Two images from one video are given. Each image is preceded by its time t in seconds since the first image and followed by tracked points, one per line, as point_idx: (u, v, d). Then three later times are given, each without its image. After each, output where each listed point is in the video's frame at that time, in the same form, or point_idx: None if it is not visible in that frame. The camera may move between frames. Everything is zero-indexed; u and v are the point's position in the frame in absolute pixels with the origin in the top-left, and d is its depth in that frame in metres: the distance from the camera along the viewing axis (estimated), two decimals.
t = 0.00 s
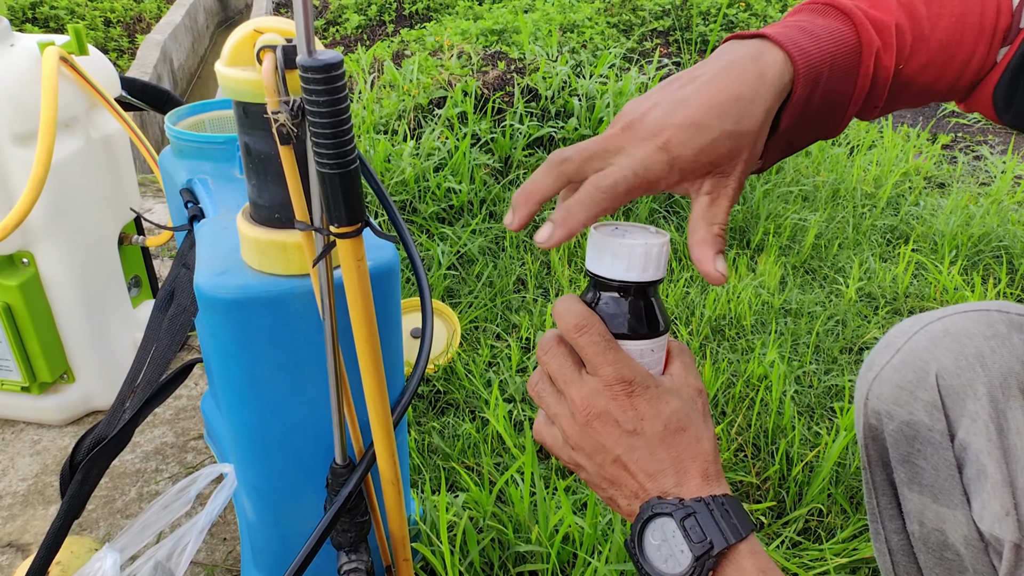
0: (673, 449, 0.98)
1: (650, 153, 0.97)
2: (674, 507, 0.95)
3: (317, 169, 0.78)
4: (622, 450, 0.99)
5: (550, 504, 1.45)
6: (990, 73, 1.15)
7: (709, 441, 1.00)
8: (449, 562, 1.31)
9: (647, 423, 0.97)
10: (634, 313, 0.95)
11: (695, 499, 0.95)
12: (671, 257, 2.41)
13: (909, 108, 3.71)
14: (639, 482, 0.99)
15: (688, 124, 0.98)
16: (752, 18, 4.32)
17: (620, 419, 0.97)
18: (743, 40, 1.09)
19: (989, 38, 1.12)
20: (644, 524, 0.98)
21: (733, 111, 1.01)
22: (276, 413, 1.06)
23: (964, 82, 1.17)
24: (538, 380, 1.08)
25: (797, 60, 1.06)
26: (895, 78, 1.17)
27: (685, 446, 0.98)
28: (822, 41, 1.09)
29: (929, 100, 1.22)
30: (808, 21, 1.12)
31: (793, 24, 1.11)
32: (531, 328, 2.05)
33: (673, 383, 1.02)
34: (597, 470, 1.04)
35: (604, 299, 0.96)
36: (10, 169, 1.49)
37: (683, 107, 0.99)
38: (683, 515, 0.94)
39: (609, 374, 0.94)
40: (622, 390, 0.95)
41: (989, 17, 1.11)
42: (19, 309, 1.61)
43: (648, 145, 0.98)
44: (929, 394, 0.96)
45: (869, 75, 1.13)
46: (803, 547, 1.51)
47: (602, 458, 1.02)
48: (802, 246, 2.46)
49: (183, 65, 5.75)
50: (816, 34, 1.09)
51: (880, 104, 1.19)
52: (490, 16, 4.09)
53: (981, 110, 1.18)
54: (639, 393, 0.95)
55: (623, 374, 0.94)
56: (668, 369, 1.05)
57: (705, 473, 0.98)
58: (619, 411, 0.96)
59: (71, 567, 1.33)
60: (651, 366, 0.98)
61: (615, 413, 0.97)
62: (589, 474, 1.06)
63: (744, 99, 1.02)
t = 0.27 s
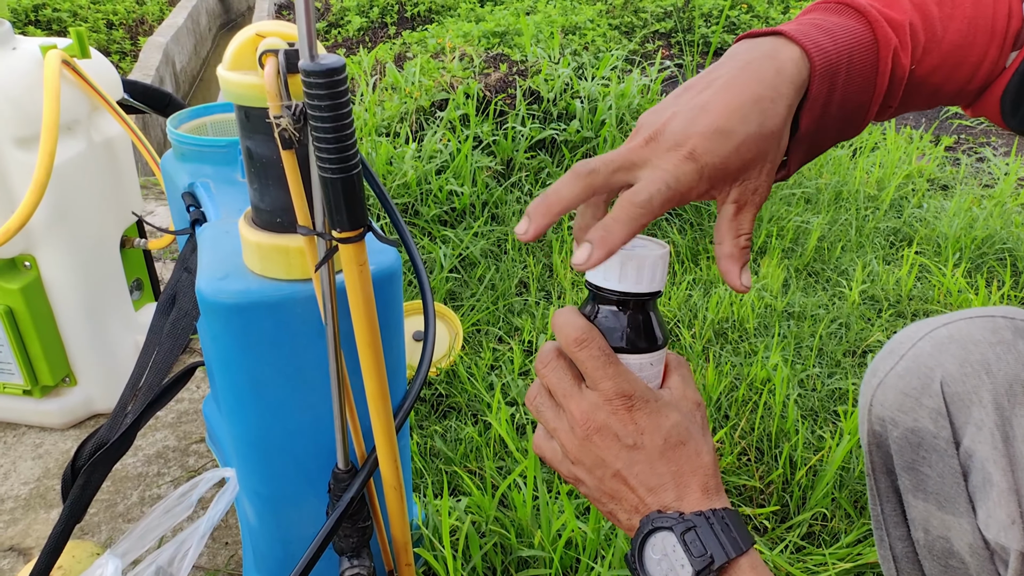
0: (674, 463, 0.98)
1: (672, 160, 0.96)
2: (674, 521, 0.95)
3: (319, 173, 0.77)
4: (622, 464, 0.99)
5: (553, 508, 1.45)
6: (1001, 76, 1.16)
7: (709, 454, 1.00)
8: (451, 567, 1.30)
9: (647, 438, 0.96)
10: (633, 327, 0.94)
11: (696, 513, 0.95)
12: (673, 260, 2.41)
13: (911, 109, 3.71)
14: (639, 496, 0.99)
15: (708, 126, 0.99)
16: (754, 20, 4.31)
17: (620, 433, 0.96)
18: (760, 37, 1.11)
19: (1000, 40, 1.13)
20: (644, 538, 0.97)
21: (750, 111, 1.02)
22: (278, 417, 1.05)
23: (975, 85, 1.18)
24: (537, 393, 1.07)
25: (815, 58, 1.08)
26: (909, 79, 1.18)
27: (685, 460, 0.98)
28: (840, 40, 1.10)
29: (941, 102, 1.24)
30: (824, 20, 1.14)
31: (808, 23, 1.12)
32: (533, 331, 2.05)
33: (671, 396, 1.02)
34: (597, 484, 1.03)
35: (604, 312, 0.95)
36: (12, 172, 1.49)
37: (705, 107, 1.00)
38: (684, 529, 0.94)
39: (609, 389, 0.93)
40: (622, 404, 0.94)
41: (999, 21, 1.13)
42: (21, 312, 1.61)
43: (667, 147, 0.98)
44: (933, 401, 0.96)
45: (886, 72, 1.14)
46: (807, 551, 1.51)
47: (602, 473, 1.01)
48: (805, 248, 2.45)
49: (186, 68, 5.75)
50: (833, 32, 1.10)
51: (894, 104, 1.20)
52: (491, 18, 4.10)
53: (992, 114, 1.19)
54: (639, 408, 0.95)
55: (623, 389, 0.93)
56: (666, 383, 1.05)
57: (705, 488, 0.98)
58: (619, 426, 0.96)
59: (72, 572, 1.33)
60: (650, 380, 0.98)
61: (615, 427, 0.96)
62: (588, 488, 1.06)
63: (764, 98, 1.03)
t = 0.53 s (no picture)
0: (679, 477, 0.96)
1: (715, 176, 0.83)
2: (676, 539, 0.95)
3: (336, 183, 0.78)
4: (629, 474, 0.98)
5: (565, 514, 1.45)
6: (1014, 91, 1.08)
7: (718, 469, 0.99)
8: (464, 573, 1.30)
9: (654, 450, 0.95)
10: (657, 337, 0.91)
11: (699, 529, 0.94)
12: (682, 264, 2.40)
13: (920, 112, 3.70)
14: (645, 506, 0.99)
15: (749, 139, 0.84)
16: (761, 23, 4.31)
17: (627, 444, 0.96)
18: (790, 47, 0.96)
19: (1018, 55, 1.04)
20: (649, 555, 0.97)
21: (794, 124, 0.88)
22: (292, 424, 1.06)
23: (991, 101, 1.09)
24: (552, 395, 1.06)
25: (856, 67, 0.94)
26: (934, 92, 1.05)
27: (692, 474, 0.97)
28: (879, 51, 0.96)
29: (949, 117, 1.13)
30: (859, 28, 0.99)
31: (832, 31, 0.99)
32: (542, 335, 2.05)
33: (686, 407, 0.98)
34: (606, 490, 1.04)
35: (627, 318, 0.92)
36: (27, 179, 1.50)
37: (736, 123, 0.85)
38: (686, 547, 0.93)
39: (619, 400, 0.92)
40: (631, 417, 0.93)
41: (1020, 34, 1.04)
42: (35, 318, 1.62)
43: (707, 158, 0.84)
44: (948, 409, 0.92)
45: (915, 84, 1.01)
46: (820, 558, 1.50)
47: (610, 480, 1.01)
48: (814, 252, 2.45)
49: (193, 71, 5.77)
50: (869, 42, 0.97)
51: (916, 116, 1.07)
52: (498, 22, 4.10)
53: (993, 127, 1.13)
54: (647, 420, 0.94)
55: (633, 402, 0.92)
56: (684, 392, 1.01)
57: (711, 502, 0.96)
58: (626, 437, 0.95)
59: None
60: (667, 389, 0.96)
61: (622, 437, 0.96)
62: (598, 493, 1.06)
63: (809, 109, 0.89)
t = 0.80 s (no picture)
0: (706, 481, 0.95)
1: (765, 185, 0.90)
2: (703, 545, 0.93)
3: (368, 188, 0.79)
4: (656, 475, 0.98)
5: (586, 517, 1.45)
6: None
7: (747, 476, 0.97)
8: None
9: (680, 453, 0.95)
10: (691, 341, 0.90)
11: (724, 537, 0.93)
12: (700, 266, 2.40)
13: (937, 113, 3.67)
14: (671, 509, 0.98)
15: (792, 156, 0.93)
16: (775, 24, 4.29)
17: (655, 445, 0.96)
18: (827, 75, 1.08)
19: None
20: (673, 562, 0.96)
21: (837, 141, 0.97)
22: (319, 427, 1.06)
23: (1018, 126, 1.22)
24: (582, 393, 1.07)
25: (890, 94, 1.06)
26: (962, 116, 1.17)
27: (719, 480, 0.95)
28: (909, 77, 1.09)
29: (979, 142, 1.25)
30: (889, 59, 1.12)
31: (871, 61, 1.11)
32: (560, 338, 2.05)
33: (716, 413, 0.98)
34: (633, 490, 1.04)
35: (660, 321, 0.91)
36: (55, 183, 1.51)
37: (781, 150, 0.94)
38: (712, 554, 0.92)
39: (648, 400, 0.92)
40: (659, 417, 0.93)
41: None
42: (61, 320, 1.64)
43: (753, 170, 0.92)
44: (980, 415, 0.87)
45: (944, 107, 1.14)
46: (842, 563, 1.50)
47: (637, 481, 1.02)
48: (833, 255, 2.43)
49: (208, 74, 5.82)
50: (900, 70, 1.10)
51: (944, 141, 1.20)
52: (511, 24, 4.11)
53: None
54: (675, 422, 0.93)
55: (662, 402, 0.92)
56: (715, 397, 1.00)
57: (737, 508, 0.95)
58: (654, 438, 0.95)
59: None
60: (698, 394, 0.95)
61: (649, 438, 0.96)
62: (625, 494, 1.06)
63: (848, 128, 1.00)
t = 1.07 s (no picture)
0: (717, 488, 0.95)
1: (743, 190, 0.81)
2: (714, 552, 0.93)
3: (382, 192, 0.79)
4: (667, 483, 0.98)
5: (599, 520, 1.44)
6: None
7: (758, 484, 0.97)
8: None
9: (691, 460, 0.95)
10: (700, 350, 0.91)
11: (736, 543, 0.93)
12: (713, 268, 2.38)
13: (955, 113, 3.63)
14: (682, 518, 0.98)
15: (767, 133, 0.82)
16: (789, 24, 4.27)
17: (665, 453, 0.95)
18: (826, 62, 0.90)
19: None
20: (685, 569, 0.96)
21: (830, 140, 0.83)
22: (332, 429, 1.07)
23: None
24: (592, 401, 1.07)
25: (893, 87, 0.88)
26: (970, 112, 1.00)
27: (729, 487, 0.95)
28: (918, 65, 0.91)
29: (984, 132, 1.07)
30: (898, 43, 0.93)
31: (868, 44, 0.92)
32: (573, 341, 2.04)
33: (727, 420, 0.98)
34: (643, 498, 1.03)
35: (670, 328, 0.92)
36: (72, 187, 1.53)
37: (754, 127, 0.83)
38: (724, 561, 0.92)
39: (658, 407, 0.92)
40: (669, 425, 0.93)
41: None
42: (78, 322, 1.65)
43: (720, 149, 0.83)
44: (1000, 419, 0.86)
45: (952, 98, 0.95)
46: (858, 569, 1.48)
47: (647, 489, 1.01)
48: (848, 257, 2.41)
49: (223, 78, 5.87)
50: (908, 58, 0.91)
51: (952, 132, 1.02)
52: (524, 26, 4.11)
53: None
54: (686, 429, 0.93)
55: (672, 409, 0.92)
56: (725, 405, 1.00)
57: (748, 515, 0.95)
58: (664, 445, 0.95)
59: None
60: (708, 402, 0.96)
61: (660, 446, 0.95)
62: (636, 502, 1.05)
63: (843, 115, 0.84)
